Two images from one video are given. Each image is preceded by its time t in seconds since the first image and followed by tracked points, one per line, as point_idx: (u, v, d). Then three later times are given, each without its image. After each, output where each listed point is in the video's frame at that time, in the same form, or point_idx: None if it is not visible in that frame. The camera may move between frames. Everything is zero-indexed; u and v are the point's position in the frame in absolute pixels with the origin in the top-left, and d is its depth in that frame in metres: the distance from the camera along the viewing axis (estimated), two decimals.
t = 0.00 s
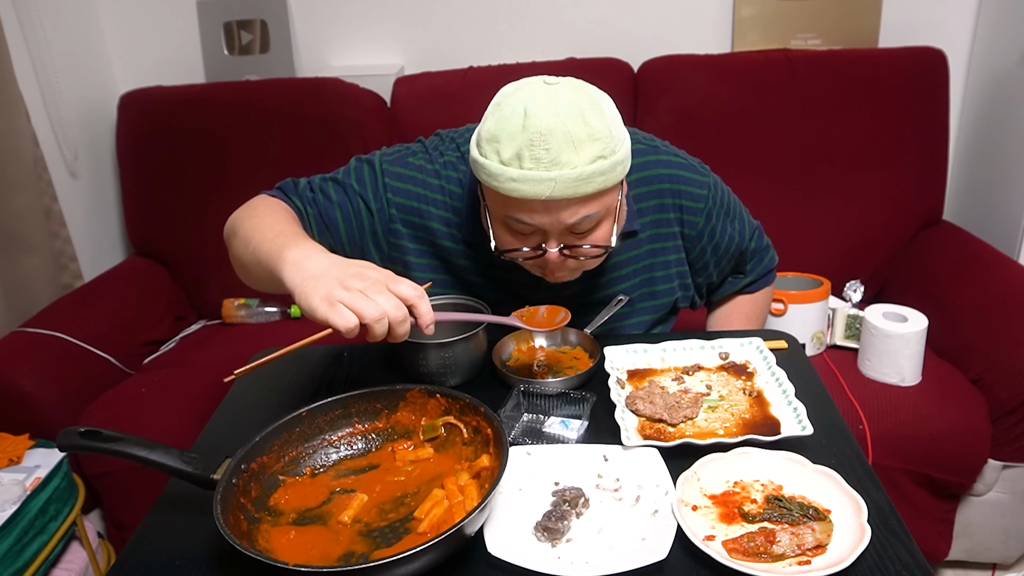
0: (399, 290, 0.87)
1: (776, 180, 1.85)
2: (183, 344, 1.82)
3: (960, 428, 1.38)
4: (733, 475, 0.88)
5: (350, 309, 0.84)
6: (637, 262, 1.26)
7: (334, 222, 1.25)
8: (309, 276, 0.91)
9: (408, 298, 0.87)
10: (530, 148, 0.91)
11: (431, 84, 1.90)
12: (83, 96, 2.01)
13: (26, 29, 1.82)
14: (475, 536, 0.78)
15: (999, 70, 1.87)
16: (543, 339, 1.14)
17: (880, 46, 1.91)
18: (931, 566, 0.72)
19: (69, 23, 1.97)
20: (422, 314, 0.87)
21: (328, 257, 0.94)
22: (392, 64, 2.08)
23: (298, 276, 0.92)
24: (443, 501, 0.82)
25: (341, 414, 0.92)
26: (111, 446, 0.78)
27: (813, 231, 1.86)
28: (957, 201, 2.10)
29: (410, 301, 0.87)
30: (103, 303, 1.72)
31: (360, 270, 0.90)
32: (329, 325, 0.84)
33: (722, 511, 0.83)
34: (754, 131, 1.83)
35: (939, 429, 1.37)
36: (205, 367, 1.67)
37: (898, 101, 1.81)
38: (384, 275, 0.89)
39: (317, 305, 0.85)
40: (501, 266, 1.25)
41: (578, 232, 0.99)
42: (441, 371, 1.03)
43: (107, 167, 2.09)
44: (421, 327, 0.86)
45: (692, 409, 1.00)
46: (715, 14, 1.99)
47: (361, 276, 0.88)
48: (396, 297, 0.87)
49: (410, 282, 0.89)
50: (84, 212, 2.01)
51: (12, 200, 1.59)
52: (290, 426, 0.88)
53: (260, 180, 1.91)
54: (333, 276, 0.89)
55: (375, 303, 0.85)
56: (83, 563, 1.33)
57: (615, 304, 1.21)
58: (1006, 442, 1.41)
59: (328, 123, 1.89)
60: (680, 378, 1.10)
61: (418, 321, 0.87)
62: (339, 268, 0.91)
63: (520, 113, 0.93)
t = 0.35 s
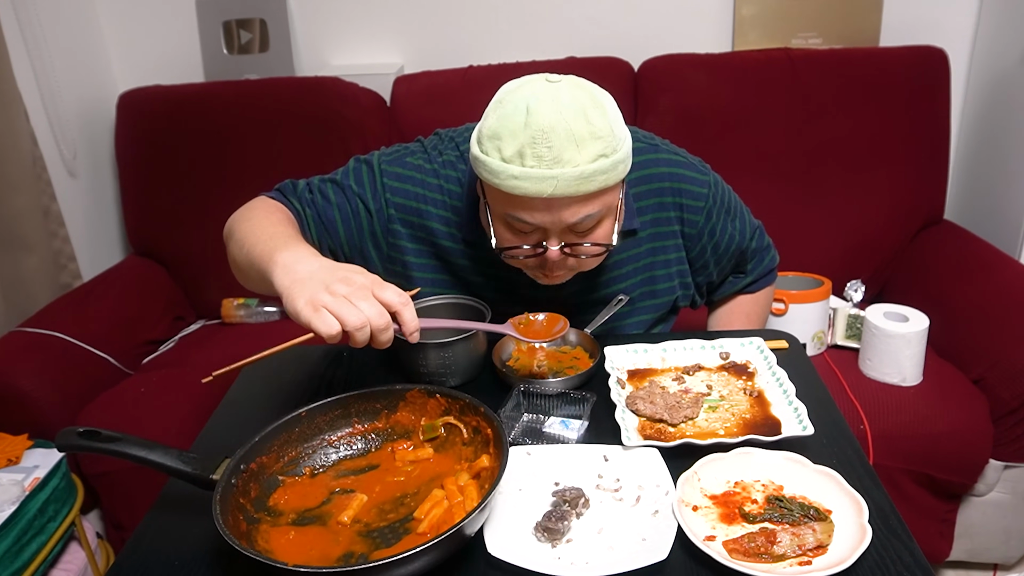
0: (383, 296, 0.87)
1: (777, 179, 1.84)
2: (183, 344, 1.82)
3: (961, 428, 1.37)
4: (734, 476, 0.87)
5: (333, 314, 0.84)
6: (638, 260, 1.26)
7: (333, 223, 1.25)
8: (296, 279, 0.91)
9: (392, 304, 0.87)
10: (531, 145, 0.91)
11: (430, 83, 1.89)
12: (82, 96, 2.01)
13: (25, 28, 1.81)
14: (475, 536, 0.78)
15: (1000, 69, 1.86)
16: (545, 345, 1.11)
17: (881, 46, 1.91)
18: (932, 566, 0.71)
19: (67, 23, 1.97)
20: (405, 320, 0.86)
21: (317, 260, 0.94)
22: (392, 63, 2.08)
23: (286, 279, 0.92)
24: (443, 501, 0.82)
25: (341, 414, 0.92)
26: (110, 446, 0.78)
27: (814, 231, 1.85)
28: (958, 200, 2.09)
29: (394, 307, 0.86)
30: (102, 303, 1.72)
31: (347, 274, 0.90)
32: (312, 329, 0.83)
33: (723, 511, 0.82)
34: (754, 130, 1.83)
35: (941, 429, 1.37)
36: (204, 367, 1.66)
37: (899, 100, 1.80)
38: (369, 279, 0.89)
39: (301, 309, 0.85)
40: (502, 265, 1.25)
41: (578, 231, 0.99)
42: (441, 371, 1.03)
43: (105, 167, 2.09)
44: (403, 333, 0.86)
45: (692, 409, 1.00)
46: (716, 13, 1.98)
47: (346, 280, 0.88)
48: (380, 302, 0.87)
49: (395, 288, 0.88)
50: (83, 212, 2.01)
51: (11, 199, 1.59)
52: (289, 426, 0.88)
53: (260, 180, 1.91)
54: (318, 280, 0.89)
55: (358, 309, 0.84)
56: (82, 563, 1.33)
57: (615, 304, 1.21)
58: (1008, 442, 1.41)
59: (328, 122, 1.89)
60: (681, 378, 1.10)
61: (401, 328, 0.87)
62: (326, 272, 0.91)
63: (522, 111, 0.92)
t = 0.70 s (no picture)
0: (367, 293, 0.86)
1: (777, 178, 1.84)
2: (182, 344, 1.82)
3: (962, 428, 1.37)
4: (735, 476, 0.87)
5: (315, 312, 0.83)
6: (638, 261, 1.26)
7: (332, 226, 1.25)
8: (284, 278, 0.91)
9: (375, 301, 0.85)
10: (530, 146, 0.90)
11: (430, 82, 1.89)
12: (81, 95, 2.00)
13: (23, 27, 1.81)
14: (475, 537, 0.78)
15: (1002, 68, 1.86)
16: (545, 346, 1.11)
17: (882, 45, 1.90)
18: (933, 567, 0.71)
19: (66, 22, 1.96)
20: (388, 318, 0.85)
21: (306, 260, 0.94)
22: (392, 62, 2.08)
23: (275, 277, 0.92)
24: (442, 501, 0.82)
25: (340, 414, 0.92)
26: (109, 447, 0.77)
27: (814, 230, 1.85)
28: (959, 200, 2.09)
29: (377, 304, 0.85)
30: (101, 302, 1.71)
31: (333, 271, 0.89)
32: (295, 328, 0.83)
33: (724, 511, 0.82)
34: (755, 129, 1.83)
35: (942, 429, 1.37)
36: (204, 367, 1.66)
37: (900, 99, 1.80)
38: (354, 277, 0.88)
39: (285, 307, 0.85)
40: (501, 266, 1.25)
41: (577, 233, 0.98)
42: (441, 371, 1.03)
43: (104, 166, 2.08)
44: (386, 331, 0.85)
45: (693, 409, 1.00)
46: (717, 12, 1.98)
47: (331, 278, 0.87)
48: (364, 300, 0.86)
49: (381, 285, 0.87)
50: (81, 211, 2.00)
51: (9, 199, 1.58)
52: (289, 426, 0.88)
53: (259, 179, 1.90)
54: (304, 278, 0.89)
55: (340, 307, 0.84)
56: (81, 564, 1.32)
57: (615, 304, 1.21)
58: (1009, 442, 1.40)
59: (327, 121, 1.88)
60: (681, 378, 1.10)
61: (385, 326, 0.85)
62: (313, 271, 0.90)
63: (522, 111, 0.92)
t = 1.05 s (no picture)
0: (314, 288, 0.85)
1: (777, 178, 1.84)
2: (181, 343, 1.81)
3: (963, 429, 1.37)
4: (735, 476, 0.87)
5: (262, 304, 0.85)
6: (639, 260, 1.25)
7: (329, 228, 1.27)
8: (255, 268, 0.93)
9: (318, 298, 0.85)
10: (520, 123, 0.90)
11: (430, 81, 1.88)
12: (79, 94, 2.00)
13: (21, 26, 1.81)
14: (475, 537, 0.78)
15: (1003, 67, 1.85)
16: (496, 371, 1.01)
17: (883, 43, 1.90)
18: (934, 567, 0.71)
19: (64, 21, 1.96)
20: (326, 317, 0.84)
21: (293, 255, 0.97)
22: (392, 61, 2.07)
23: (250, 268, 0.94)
24: (443, 502, 0.81)
25: (340, 414, 0.91)
26: (107, 447, 0.77)
27: (815, 230, 1.85)
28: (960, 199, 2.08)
29: (319, 302, 0.84)
30: (99, 302, 1.71)
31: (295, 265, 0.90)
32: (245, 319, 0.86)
33: (724, 511, 0.82)
34: (755, 128, 1.82)
35: (943, 429, 1.36)
36: (203, 367, 1.65)
37: (901, 98, 1.80)
38: (309, 272, 0.88)
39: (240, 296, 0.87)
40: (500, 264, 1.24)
41: (567, 216, 0.97)
42: (441, 371, 1.02)
43: (103, 165, 2.08)
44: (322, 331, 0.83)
45: (693, 409, 0.99)
46: (717, 11, 1.98)
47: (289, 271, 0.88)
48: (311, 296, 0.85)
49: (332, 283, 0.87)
50: (80, 210, 2.00)
51: (8, 198, 1.58)
52: (288, 426, 0.87)
53: (259, 178, 1.90)
54: (273, 266, 0.92)
55: (283, 302, 0.84)
56: (80, 564, 1.32)
57: (615, 304, 1.21)
58: (1010, 442, 1.40)
59: (327, 120, 1.88)
60: (681, 378, 1.09)
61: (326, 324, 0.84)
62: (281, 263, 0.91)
63: (514, 90, 0.92)
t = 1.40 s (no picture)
0: (245, 307, 0.89)
1: (778, 178, 1.83)
2: (180, 343, 1.81)
3: (965, 429, 1.36)
4: (736, 476, 0.87)
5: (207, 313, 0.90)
6: (632, 238, 1.24)
7: (327, 232, 1.28)
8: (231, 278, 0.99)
9: (246, 315, 0.88)
10: (498, 33, 0.99)
11: (430, 80, 1.88)
12: (78, 93, 1.99)
13: (20, 25, 1.81)
14: (475, 538, 0.77)
15: (1004, 66, 1.85)
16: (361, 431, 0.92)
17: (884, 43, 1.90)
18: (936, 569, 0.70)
19: (64, 19, 1.96)
20: (244, 337, 0.86)
21: (273, 270, 1.01)
22: (391, 61, 2.07)
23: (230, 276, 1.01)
24: (443, 502, 0.81)
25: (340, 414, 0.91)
26: (106, 447, 0.77)
27: (816, 230, 1.84)
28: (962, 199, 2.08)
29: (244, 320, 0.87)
30: (98, 301, 1.71)
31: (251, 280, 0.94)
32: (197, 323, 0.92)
33: (725, 512, 0.82)
34: (756, 128, 1.82)
35: (944, 429, 1.36)
36: (202, 367, 1.65)
37: (902, 97, 1.79)
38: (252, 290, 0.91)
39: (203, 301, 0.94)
40: (497, 254, 1.24)
41: (547, 122, 1.00)
42: (440, 370, 1.02)
43: (102, 165, 2.08)
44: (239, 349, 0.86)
45: (694, 409, 0.99)
46: (718, 11, 1.97)
47: (241, 286, 0.92)
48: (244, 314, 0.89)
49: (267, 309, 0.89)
50: (79, 210, 2.00)
51: (7, 198, 1.58)
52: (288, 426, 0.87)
53: (259, 177, 1.90)
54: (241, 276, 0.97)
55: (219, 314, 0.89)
56: (79, 564, 1.32)
57: (615, 304, 1.20)
58: (1012, 442, 1.40)
59: (327, 119, 1.88)
60: (682, 378, 1.09)
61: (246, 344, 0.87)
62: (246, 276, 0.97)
63: (493, 15, 1.03)
